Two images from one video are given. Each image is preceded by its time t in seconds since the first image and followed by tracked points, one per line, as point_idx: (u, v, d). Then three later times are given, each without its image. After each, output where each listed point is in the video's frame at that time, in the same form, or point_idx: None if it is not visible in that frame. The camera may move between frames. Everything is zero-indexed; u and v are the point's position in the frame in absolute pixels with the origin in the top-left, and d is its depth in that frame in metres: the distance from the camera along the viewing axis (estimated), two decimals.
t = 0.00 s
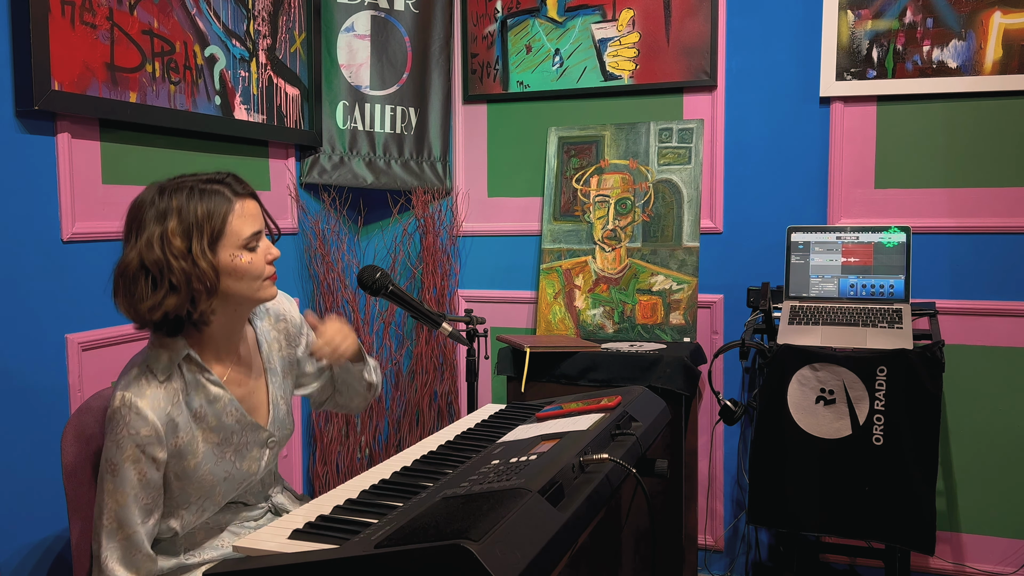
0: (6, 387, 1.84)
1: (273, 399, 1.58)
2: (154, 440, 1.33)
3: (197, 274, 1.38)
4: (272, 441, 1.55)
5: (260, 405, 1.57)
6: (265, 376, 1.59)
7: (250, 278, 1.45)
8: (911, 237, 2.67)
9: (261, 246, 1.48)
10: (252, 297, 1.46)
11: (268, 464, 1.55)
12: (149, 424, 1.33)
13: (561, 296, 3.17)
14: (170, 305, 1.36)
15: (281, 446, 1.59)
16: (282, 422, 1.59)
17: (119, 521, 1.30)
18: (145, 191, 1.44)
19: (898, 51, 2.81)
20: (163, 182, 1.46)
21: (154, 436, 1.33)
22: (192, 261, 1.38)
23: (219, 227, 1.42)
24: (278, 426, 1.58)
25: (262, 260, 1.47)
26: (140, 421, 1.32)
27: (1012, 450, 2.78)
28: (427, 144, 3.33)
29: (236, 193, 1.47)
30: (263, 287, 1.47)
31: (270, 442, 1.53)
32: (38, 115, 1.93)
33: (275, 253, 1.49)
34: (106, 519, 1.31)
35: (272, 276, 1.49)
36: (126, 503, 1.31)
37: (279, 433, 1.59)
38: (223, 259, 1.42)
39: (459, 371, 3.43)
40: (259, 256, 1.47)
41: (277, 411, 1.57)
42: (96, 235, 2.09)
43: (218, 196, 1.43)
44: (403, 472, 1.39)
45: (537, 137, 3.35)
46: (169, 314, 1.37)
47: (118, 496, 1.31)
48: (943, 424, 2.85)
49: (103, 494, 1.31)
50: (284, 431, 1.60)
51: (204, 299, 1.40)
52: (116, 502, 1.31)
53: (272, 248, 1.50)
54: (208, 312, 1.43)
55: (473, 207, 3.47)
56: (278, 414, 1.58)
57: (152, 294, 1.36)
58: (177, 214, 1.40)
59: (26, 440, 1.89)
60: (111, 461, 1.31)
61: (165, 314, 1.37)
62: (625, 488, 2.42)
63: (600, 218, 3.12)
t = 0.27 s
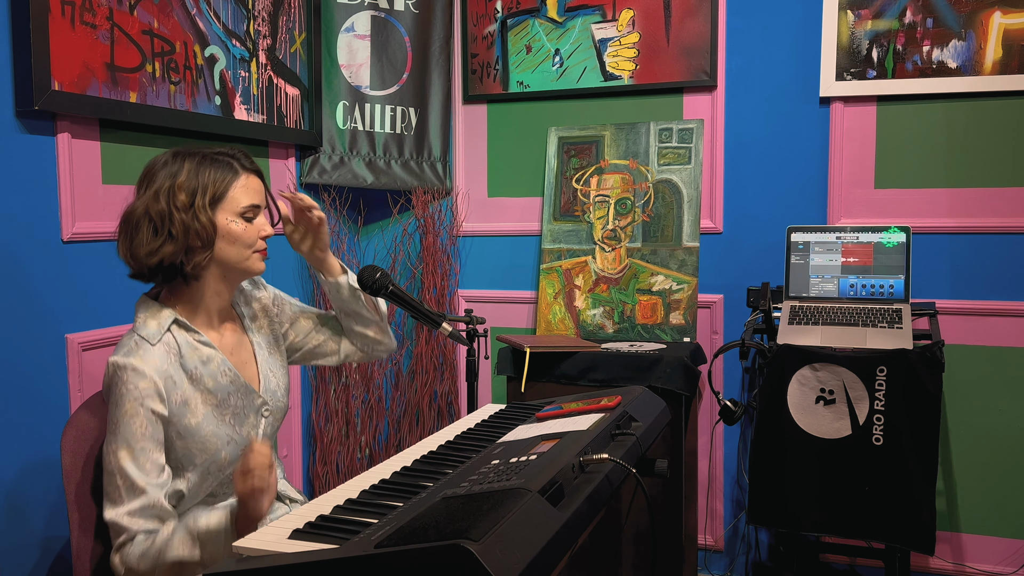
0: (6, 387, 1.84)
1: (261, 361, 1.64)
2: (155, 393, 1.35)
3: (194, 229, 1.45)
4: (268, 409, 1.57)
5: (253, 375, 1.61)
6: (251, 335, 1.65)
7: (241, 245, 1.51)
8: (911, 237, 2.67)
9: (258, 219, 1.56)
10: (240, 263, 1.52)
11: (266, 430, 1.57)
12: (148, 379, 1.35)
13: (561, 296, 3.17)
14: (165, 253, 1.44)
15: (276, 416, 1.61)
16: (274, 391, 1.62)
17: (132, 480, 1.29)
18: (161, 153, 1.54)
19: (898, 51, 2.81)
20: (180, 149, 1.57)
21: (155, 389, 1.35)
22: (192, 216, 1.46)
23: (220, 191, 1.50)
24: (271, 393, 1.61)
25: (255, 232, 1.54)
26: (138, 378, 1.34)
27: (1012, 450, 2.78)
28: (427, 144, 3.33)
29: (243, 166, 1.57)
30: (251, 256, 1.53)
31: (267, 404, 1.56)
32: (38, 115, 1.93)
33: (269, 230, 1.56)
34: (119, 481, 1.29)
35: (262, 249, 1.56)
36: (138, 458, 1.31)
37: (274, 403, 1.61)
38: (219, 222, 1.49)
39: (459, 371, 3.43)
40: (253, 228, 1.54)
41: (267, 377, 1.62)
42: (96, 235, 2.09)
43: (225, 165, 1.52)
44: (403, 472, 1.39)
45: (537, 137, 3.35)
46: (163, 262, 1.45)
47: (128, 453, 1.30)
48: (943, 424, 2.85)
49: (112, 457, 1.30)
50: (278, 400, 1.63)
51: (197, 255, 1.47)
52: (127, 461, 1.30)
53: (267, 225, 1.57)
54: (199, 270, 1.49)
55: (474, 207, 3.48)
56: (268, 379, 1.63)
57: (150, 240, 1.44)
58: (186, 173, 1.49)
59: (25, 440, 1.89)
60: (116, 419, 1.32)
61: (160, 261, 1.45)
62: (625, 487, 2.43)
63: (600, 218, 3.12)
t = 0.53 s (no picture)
0: (7, 387, 1.84)
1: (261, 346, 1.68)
2: (155, 355, 1.39)
3: (190, 214, 1.51)
4: (269, 395, 1.59)
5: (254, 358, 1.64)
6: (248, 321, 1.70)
7: (235, 233, 1.54)
8: (911, 237, 2.67)
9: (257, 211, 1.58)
10: (234, 251, 1.55)
11: (267, 416, 1.59)
12: (148, 342, 1.40)
13: (561, 296, 3.17)
14: (162, 236, 1.50)
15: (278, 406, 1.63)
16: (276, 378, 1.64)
17: (142, 427, 1.25)
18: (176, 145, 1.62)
19: (898, 51, 2.81)
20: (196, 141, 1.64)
21: (156, 351, 1.40)
22: (190, 201, 1.51)
23: (220, 180, 1.54)
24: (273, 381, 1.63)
25: (251, 222, 1.56)
26: (139, 342, 1.39)
27: (1012, 450, 2.79)
28: (427, 144, 3.33)
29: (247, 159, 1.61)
30: (245, 245, 1.56)
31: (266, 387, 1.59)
32: (38, 115, 1.93)
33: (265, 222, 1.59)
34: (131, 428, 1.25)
35: (258, 240, 1.58)
36: (149, 405, 1.28)
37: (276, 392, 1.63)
38: (216, 209, 1.53)
39: (459, 371, 3.43)
40: (249, 218, 1.57)
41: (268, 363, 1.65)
42: (96, 235, 2.09)
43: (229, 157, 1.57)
44: (403, 472, 1.39)
45: (537, 137, 3.35)
46: (161, 244, 1.51)
47: (139, 403, 1.28)
48: (943, 424, 2.85)
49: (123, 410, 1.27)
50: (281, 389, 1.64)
51: (192, 239, 1.52)
52: (137, 411, 1.27)
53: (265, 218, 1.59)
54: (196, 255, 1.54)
55: (474, 207, 3.48)
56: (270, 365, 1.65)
57: (151, 224, 1.51)
58: (189, 162, 1.55)
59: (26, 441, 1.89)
60: (122, 377, 1.32)
61: (158, 243, 1.51)
62: (625, 488, 2.43)
63: (600, 218, 3.13)
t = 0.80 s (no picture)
0: (7, 387, 1.84)
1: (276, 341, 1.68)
2: (168, 337, 1.47)
3: (188, 211, 1.54)
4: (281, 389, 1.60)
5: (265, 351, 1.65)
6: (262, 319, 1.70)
7: (234, 227, 1.54)
8: (911, 237, 2.67)
9: (258, 203, 1.57)
10: (235, 245, 1.55)
11: (279, 410, 1.58)
12: (162, 325, 1.48)
13: (561, 296, 3.17)
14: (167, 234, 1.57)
15: (290, 400, 1.63)
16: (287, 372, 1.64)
17: (162, 400, 1.35)
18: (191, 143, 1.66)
19: (898, 51, 2.81)
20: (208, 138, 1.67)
21: (168, 334, 1.48)
22: (189, 199, 1.55)
23: (217, 175, 1.55)
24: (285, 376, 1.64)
25: (250, 215, 1.56)
26: (153, 325, 1.47)
27: (1012, 450, 2.78)
28: (427, 144, 3.33)
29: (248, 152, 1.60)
30: (245, 238, 1.55)
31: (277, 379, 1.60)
32: (38, 115, 1.93)
33: (265, 214, 1.56)
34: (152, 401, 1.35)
35: (259, 232, 1.56)
36: (167, 379, 1.38)
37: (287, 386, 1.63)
38: (214, 204, 1.55)
39: (459, 371, 3.43)
40: (248, 211, 1.56)
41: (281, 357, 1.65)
42: (96, 235, 2.09)
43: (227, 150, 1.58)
44: (403, 472, 1.39)
45: (537, 137, 3.35)
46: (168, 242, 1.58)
47: (157, 378, 1.38)
48: (943, 424, 2.85)
49: (143, 385, 1.37)
50: (293, 383, 1.65)
51: (193, 235, 1.56)
52: (155, 386, 1.37)
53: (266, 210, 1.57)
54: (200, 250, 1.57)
55: (474, 207, 3.48)
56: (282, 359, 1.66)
57: (158, 223, 1.58)
58: (191, 160, 1.58)
59: (26, 441, 1.89)
60: (139, 356, 1.41)
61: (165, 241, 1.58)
62: (625, 487, 2.44)
63: (600, 218, 3.13)
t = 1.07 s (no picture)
0: (6, 387, 1.84)
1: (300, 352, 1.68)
2: (192, 336, 1.46)
3: (206, 217, 1.56)
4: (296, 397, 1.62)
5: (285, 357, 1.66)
6: (291, 330, 1.70)
7: (252, 230, 1.55)
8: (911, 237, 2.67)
9: (273, 202, 1.58)
10: (255, 247, 1.57)
11: (290, 421, 1.61)
12: (184, 321, 1.47)
13: (561, 296, 3.17)
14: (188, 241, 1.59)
15: (304, 412, 1.65)
16: (306, 384, 1.65)
17: (189, 401, 1.37)
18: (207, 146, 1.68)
19: (898, 51, 2.81)
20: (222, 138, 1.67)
21: (192, 331, 1.46)
22: (205, 204, 1.56)
23: (231, 178, 1.55)
24: (302, 388, 1.64)
25: (267, 216, 1.56)
26: (176, 321, 1.46)
27: (1012, 450, 2.78)
28: (427, 144, 3.33)
29: (259, 151, 1.60)
30: (264, 240, 1.56)
31: (293, 391, 1.62)
32: (38, 115, 1.93)
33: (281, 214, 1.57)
34: (177, 402, 1.36)
35: (278, 233, 1.57)
36: (193, 381, 1.39)
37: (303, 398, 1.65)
38: (231, 208, 1.56)
39: (459, 371, 3.43)
40: (265, 212, 1.56)
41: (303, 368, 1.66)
42: (96, 234, 2.09)
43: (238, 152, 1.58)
44: (403, 472, 1.38)
45: (537, 137, 3.35)
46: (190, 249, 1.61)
47: (183, 379, 1.39)
48: (943, 424, 2.85)
49: (167, 383, 1.38)
50: (309, 397, 1.66)
51: (213, 241, 1.58)
52: (180, 387, 1.38)
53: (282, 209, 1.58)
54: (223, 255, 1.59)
55: (473, 207, 3.48)
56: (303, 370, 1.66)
57: (180, 231, 1.60)
58: (204, 164, 1.59)
59: (25, 441, 1.89)
60: (163, 353, 1.40)
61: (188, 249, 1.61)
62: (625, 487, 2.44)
63: (600, 218, 3.13)
